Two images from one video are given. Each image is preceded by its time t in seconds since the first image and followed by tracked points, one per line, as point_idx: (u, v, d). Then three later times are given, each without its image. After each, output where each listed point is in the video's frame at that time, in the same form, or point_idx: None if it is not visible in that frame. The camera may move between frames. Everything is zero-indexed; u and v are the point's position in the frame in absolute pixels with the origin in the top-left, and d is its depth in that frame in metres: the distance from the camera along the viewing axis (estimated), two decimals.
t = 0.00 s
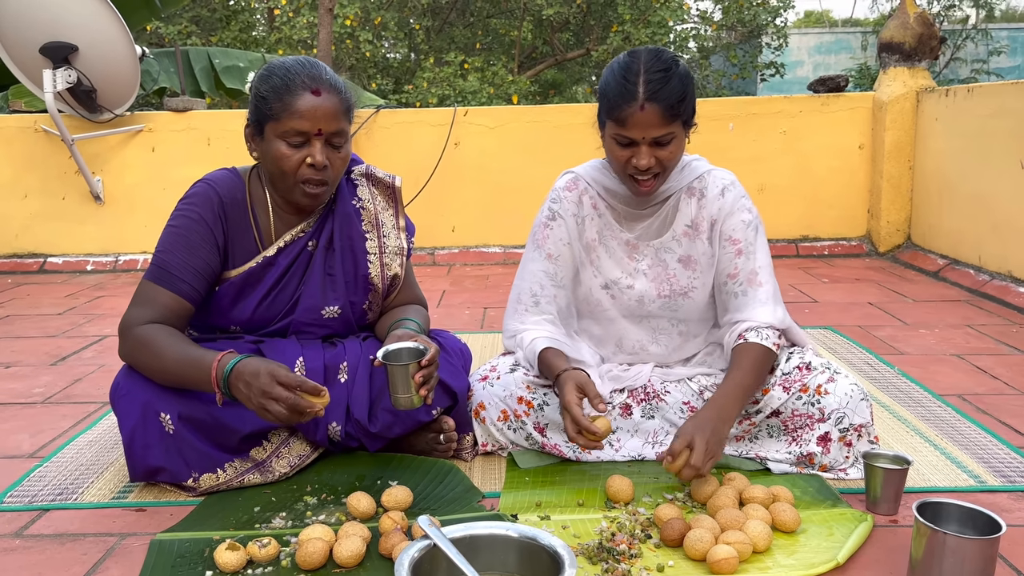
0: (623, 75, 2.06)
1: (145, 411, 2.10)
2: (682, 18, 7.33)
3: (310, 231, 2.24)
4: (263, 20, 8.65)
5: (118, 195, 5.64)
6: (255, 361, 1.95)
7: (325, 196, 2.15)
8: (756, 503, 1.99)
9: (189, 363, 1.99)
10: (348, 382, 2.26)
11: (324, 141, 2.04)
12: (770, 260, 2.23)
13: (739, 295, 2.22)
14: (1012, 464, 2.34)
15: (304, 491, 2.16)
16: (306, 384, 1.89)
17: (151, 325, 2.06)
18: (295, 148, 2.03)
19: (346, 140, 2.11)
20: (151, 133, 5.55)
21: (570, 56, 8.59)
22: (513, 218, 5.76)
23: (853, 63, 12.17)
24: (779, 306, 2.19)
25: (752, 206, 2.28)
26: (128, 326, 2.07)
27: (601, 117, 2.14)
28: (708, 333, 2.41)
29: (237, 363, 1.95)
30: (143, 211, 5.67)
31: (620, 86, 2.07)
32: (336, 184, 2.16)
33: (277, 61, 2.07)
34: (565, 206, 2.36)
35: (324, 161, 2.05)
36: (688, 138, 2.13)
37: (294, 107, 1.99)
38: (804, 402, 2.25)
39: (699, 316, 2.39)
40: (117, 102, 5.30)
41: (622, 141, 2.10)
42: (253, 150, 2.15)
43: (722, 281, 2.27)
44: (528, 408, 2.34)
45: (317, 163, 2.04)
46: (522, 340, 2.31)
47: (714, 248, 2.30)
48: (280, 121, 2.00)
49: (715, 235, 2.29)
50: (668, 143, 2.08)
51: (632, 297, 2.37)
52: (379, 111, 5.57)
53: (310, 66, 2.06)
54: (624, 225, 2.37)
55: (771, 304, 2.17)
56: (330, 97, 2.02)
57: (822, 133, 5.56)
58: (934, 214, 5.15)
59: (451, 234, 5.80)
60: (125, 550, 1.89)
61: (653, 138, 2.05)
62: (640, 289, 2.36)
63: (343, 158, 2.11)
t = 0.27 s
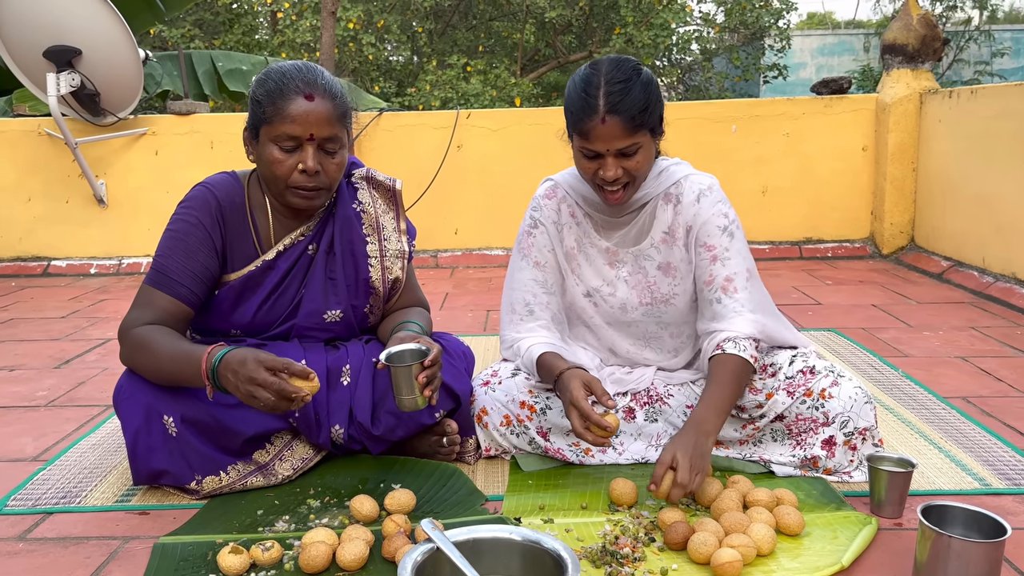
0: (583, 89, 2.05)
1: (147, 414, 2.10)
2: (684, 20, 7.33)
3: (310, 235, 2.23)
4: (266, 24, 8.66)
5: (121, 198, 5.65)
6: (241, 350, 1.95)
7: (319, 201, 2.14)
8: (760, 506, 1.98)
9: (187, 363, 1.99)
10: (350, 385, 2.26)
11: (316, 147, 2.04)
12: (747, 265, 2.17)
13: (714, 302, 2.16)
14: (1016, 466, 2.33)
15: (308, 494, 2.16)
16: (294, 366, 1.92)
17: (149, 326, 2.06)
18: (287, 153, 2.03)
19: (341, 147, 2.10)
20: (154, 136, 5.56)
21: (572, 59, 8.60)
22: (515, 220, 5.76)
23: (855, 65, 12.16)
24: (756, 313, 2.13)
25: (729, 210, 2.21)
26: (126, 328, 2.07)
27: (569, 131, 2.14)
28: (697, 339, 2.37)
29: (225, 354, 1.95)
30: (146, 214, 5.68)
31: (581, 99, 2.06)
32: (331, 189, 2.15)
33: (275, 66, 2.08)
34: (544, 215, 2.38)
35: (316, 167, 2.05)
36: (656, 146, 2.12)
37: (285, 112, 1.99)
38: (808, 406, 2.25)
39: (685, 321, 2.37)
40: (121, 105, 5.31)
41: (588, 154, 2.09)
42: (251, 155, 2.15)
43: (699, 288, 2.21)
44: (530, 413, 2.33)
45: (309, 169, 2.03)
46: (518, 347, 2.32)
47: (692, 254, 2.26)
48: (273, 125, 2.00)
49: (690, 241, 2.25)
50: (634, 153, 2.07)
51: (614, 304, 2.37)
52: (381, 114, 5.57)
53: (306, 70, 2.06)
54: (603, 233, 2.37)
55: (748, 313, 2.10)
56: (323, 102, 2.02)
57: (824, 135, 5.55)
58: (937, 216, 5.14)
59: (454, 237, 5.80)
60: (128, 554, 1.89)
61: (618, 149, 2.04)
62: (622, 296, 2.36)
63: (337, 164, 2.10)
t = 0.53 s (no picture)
0: (572, 86, 2.03)
1: (153, 413, 2.09)
2: (689, 20, 7.32)
3: (316, 233, 2.23)
4: (270, 25, 8.67)
5: (127, 199, 5.65)
6: (243, 351, 1.93)
7: (325, 201, 2.13)
8: (771, 507, 1.96)
9: (191, 360, 1.97)
10: (357, 385, 2.24)
11: (321, 146, 2.03)
12: (749, 259, 2.14)
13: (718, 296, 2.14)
14: None
15: (314, 494, 2.14)
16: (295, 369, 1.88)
17: (154, 325, 2.05)
18: (293, 152, 2.02)
19: (346, 146, 2.09)
20: (159, 136, 5.56)
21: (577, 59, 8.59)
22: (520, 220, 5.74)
23: (860, 66, 12.13)
24: (760, 306, 2.11)
25: (728, 203, 2.19)
26: (132, 328, 2.06)
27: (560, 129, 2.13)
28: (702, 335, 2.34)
29: (227, 355, 1.93)
30: (151, 214, 5.68)
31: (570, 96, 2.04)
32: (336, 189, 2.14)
33: (281, 64, 2.06)
34: (544, 214, 2.39)
35: (321, 166, 2.03)
36: (647, 140, 2.10)
37: (291, 110, 1.97)
38: (818, 406, 2.22)
39: (688, 319, 2.34)
40: (126, 105, 5.31)
41: (580, 150, 2.08)
42: (257, 153, 2.13)
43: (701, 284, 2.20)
44: (538, 412, 2.31)
45: (314, 169, 2.02)
46: (525, 347, 2.30)
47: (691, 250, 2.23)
48: (279, 123, 1.99)
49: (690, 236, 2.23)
50: (626, 148, 2.05)
51: (616, 302, 2.36)
52: (386, 114, 5.56)
53: (313, 69, 2.04)
54: (603, 231, 2.35)
55: (754, 306, 2.09)
56: (329, 101, 2.00)
57: (831, 135, 5.53)
58: (945, 215, 5.11)
59: (459, 237, 5.79)
60: (134, 554, 1.88)
61: (608, 145, 2.02)
62: (623, 294, 2.34)
63: (343, 164, 2.09)
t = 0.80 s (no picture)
0: (590, 77, 2.03)
1: (160, 413, 2.09)
2: (695, 22, 7.31)
3: (323, 233, 2.22)
4: (275, 26, 8.68)
5: (133, 199, 5.66)
6: (249, 344, 1.93)
7: (331, 199, 2.12)
8: (779, 508, 1.95)
9: (197, 356, 1.97)
10: (364, 385, 2.24)
11: (327, 144, 2.02)
12: (765, 260, 2.18)
13: (734, 297, 2.17)
14: None
15: (321, 494, 2.14)
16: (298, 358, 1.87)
17: (161, 324, 2.05)
18: (299, 150, 2.02)
19: (353, 145, 2.08)
20: (165, 137, 5.57)
21: (581, 60, 8.58)
22: (525, 221, 5.74)
23: (866, 67, 12.11)
24: (777, 305, 2.15)
25: (741, 202, 2.22)
26: (138, 327, 2.06)
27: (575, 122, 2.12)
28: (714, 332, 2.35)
29: (232, 349, 1.93)
30: (157, 215, 5.69)
31: (587, 88, 2.04)
32: (342, 188, 2.13)
33: (287, 63, 2.06)
34: (555, 212, 2.37)
35: (327, 164, 2.03)
36: (663, 134, 2.10)
37: (297, 109, 1.97)
38: (826, 405, 2.21)
39: (700, 317, 2.34)
40: (132, 106, 5.32)
41: (595, 142, 2.07)
42: (263, 152, 2.13)
43: (717, 282, 2.22)
44: (545, 412, 2.31)
45: (320, 167, 2.01)
46: (533, 347, 2.29)
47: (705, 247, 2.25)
48: (285, 122, 1.99)
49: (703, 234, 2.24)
50: (642, 141, 2.05)
51: (627, 300, 2.34)
52: (392, 114, 5.56)
53: (319, 68, 2.04)
54: (613, 230, 2.35)
55: (771, 305, 2.13)
56: (335, 99, 2.00)
57: (837, 136, 5.51)
58: (952, 216, 5.09)
59: (464, 238, 5.78)
60: (140, 554, 1.88)
61: (626, 136, 2.02)
62: (635, 291, 2.33)
63: (349, 161, 2.08)
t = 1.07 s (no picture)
0: (622, 69, 2.05)
1: (162, 412, 2.08)
2: (698, 22, 7.30)
3: (325, 233, 2.21)
4: (279, 26, 8.69)
5: (135, 199, 5.66)
6: (251, 345, 1.91)
7: (332, 196, 2.11)
8: (783, 509, 1.94)
9: (198, 353, 1.97)
10: (366, 384, 2.23)
11: (327, 142, 2.01)
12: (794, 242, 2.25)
13: (777, 280, 2.24)
14: None
15: (322, 494, 2.13)
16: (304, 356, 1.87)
17: (163, 324, 2.04)
18: (298, 149, 2.01)
19: (354, 143, 2.07)
20: (168, 137, 5.57)
21: (585, 61, 8.57)
22: (528, 222, 5.73)
23: (870, 68, 12.07)
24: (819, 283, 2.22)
25: (762, 190, 2.29)
26: (140, 327, 2.05)
27: (602, 114, 2.12)
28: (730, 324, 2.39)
29: (235, 352, 1.92)
30: (160, 214, 5.69)
31: (619, 79, 2.05)
32: (341, 188, 2.12)
33: (288, 61, 2.06)
34: (571, 208, 2.35)
35: (327, 162, 2.02)
36: (690, 130, 2.13)
37: (297, 107, 1.97)
38: (830, 403, 2.20)
39: (716, 311, 2.37)
40: (135, 105, 5.32)
41: (625, 135, 2.08)
42: (264, 151, 2.13)
43: (755, 268, 2.27)
44: (548, 412, 2.30)
45: (320, 165, 2.01)
46: (544, 341, 2.28)
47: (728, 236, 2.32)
48: (284, 120, 1.99)
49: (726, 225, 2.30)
50: (672, 134, 2.07)
51: (644, 295, 2.34)
52: (395, 114, 5.56)
53: (319, 65, 2.03)
54: (630, 225, 2.35)
55: (815, 281, 2.20)
56: (335, 97, 1.99)
57: (841, 136, 5.50)
58: (956, 217, 5.07)
59: (467, 238, 5.78)
60: (142, 553, 1.87)
61: (657, 128, 2.03)
62: (651, 287, 2.33)
63: (349, 160, 2.07)
